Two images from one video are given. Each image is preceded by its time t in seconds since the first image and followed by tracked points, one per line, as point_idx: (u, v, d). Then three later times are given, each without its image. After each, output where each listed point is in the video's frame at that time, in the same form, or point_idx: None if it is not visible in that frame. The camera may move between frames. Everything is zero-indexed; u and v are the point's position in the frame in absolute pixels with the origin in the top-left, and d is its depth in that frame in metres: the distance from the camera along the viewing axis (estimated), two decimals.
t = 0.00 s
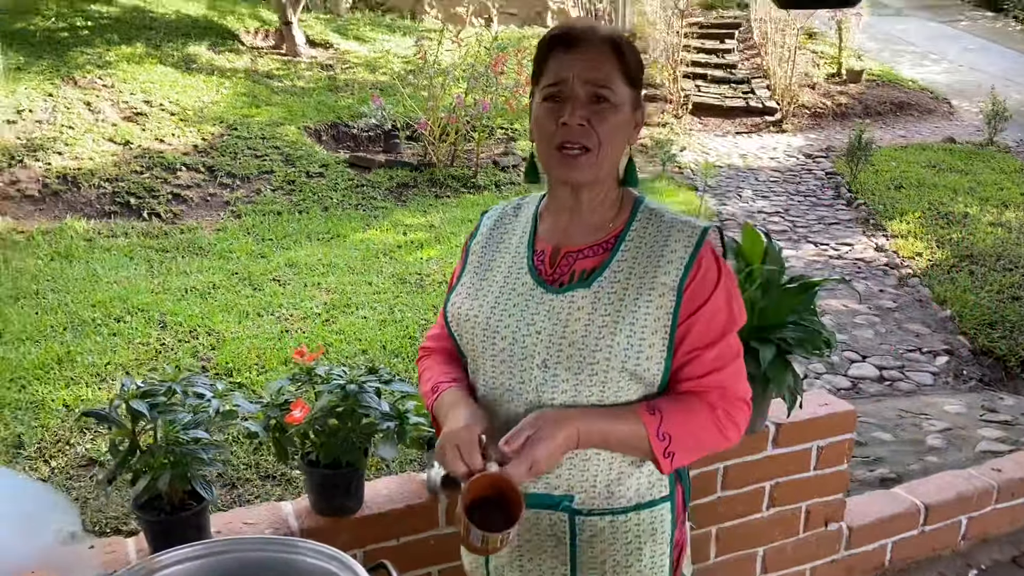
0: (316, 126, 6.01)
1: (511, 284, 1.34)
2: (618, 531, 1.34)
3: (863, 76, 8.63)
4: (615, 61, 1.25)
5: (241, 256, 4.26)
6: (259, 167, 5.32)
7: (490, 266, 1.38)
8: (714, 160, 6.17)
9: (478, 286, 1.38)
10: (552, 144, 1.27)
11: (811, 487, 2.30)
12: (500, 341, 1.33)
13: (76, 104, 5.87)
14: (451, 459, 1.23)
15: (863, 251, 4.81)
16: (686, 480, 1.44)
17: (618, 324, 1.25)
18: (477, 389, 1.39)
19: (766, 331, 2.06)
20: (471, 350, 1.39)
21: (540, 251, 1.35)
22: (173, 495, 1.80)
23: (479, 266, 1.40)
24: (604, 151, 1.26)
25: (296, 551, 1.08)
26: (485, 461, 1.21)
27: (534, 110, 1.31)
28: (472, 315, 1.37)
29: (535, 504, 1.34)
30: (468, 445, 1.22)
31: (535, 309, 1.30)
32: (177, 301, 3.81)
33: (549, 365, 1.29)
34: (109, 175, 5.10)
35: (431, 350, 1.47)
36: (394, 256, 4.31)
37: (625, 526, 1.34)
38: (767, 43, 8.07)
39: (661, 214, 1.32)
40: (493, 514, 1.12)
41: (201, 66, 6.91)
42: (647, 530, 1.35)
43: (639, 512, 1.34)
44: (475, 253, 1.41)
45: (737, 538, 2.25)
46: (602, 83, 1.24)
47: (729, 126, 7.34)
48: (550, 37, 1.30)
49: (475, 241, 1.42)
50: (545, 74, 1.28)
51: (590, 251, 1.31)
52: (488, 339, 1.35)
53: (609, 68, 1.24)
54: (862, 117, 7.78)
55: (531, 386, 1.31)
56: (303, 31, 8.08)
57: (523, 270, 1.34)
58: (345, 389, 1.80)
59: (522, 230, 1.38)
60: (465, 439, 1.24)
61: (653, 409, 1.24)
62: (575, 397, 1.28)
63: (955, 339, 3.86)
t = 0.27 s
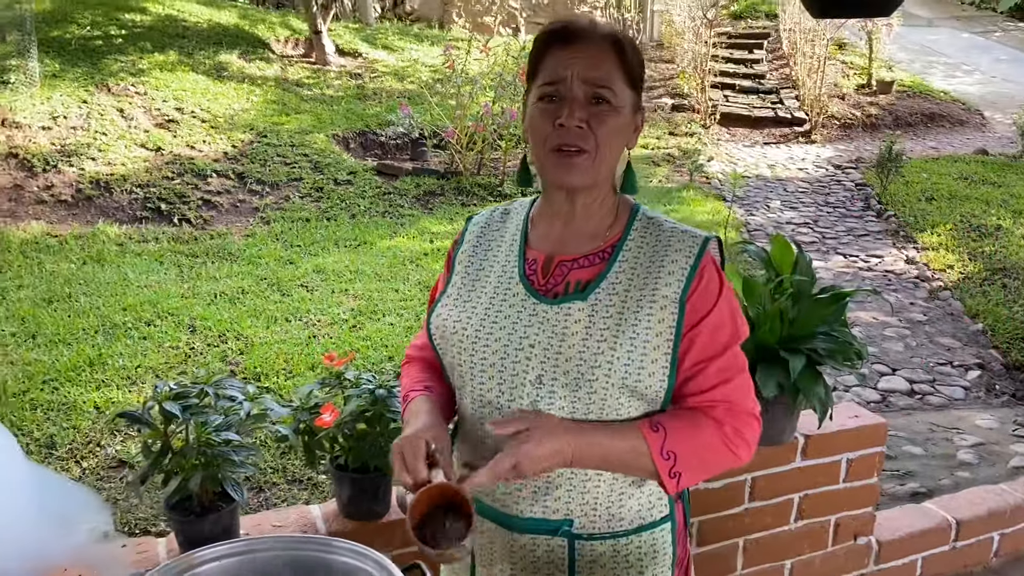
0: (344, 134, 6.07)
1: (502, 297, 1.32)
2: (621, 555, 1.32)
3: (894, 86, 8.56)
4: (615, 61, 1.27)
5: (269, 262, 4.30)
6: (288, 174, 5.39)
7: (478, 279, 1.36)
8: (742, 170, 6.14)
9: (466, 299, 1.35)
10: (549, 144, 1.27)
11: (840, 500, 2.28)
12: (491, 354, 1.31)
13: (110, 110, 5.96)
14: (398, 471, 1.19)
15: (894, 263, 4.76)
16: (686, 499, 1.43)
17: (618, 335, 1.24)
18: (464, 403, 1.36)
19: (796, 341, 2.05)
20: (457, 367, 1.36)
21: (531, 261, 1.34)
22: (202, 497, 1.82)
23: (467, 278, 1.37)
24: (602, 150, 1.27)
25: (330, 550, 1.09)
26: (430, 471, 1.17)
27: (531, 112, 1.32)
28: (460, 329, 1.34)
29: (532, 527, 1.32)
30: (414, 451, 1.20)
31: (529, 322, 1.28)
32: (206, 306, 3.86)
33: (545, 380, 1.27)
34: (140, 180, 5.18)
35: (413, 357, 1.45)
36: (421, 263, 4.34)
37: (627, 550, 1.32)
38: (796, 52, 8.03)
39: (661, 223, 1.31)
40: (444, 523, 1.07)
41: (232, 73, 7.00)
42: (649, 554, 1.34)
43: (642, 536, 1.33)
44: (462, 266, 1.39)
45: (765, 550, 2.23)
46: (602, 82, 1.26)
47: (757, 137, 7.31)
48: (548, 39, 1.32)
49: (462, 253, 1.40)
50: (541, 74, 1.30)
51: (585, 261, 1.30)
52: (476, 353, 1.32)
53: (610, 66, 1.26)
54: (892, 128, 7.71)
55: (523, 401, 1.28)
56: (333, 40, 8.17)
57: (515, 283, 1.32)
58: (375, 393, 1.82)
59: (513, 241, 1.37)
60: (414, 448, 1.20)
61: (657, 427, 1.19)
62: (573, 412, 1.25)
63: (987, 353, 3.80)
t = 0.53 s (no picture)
0: (369, 139, 6.15)
1: (501, 312, 1.29)
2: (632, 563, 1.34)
3: (918, 94, 8.52)
4: (598, 70, 1.28)
5: (295, 265, 4.37)
6: (314, 179, 5.46)
7: (469, 294, 1.32)
8: (765, 177, 6.14)
9: (459, 316, 1.31)
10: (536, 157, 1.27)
11: (861, 507, 2.29)
12: (496, 372, 1.28)
13: (139, 114, 6.07)
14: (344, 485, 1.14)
15: (917, 271, 4.75)
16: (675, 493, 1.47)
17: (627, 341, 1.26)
18: (458, 422, 1.33)
19: (817, 348, 2.06)
20: (450, 386, 1.32)
21: (526, 272, 1.32)
22: (233, 494, 1.87)
23: (454, 296, 1.32)
24: (588, 161, 1.26)
25: (364, 543, 0.93)
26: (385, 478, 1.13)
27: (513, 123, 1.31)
28: (457, 347, 1.30)
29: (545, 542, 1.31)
30: (363, 456, 1.15)
31: (536, 336, 1.28)
32: (234, 308, 3.93)
33: (560, 394, 1.27)
34: (169, 184, 5.27)
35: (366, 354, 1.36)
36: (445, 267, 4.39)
37: (637, 555, 1.34)
38: (820, 59, 8.02)
39: (648, 226, 1.35)
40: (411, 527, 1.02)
41: (259, 79, 7.10)
42: (656, 556, 1.36)
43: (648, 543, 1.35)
44: (444, 281, 1.33)
45: (787, 555, 2.24)
46: (587, 93, 1.27)
47: (781, 143, 7.31)
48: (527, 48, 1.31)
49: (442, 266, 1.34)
50: (522, 84, 1.30)
51: (582, 270, 1.31)
52: (476, 371, 1.29)
53: (594, 77, 1.27)
54: (916, 136, 7.68)
55: (533, 415, 1.28)
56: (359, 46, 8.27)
57: (515, 298, 1.30)
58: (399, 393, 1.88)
59: (498, 252, 1.33)
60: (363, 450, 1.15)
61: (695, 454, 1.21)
62: (589, 424, 1.27)
63: (1011, 362, 3.79)
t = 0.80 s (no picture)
0: (385, 142, 6.20)
1: (490, 305, 1.20)
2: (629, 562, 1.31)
3: (936, 97, 8.49)
4: (574, 74, 1.21)
5: (314, 266, 4.41)
6: (330, 181, 5.51)
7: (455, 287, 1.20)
8: (781, 180, 6.13)
9: (445, 310, 1.19)
10: (514, 164, 1.20)
11: (877, 512, 2.29)
12: (490, 369, 1.19)
13: (158, 116, 6.14)
14: (324, 395, 0.92)
15: (935, 275, 4.73)
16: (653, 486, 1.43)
17: (621, 335, 1.22)
18: (442, 426, 1.21)
19: (836, 351, 2.07)
20: (433, 388, 1.20)
21: (511, 266, 1.24)
22: (255, 491, 1.88)
23: (439, 288, 1.20)
24: (561, 170, 1.22)
25: (392, 535, 0.96)
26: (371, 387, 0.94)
27: (485, 128, 1.23)
28: (446, 346, 1.19)
29: (542, 546, 1.23)
30: (352, 363, 0.93)
31: (532, 332, 1.20)
32: (252, 309, 3.96)
33: (559, 389, 1.20)
34: (188, 185, 5.32)
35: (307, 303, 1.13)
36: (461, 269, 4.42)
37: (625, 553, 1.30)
38: (836, 62, 8.00)
39: (619, 223, 1.32)
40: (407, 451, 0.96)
41: (277, 81, 7.16)
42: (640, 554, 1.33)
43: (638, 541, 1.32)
44: (425, 274, 1.20)
45: (804, 559, 2.25)
46: (563, 98, 1.20)
47: (797, 147, 7.30)
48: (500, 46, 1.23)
49: (421, 255, 1.21)
50: (496, 84, 1.22)
51: (566, 266, 1.25)
52: (468, 370, 1.19)
53: (572, 80, 1.21)
54: (934, 140, 7.65)
55: (529, 412, 1.19)
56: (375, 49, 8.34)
57: (506, 293, 1.21)
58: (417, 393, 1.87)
59: (478, 244, 1.22)
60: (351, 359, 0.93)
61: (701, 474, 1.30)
62: (588, 419, 1.21)
63: None
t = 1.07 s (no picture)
0: (399, 142, 6.21)
1: (501, 298, 1.18)
2: (626, 553, 1.35)
3: (953, 99, 8.43)
4: (576, 85, 1.18)
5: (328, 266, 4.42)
6: (344, 180, 5.52)
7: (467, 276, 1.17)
8: (796, 181, 6.10)
9: (459, 300, 1.16)
10: (509, 172, 1.16)
11: (894, 513, 2.27)
12: (504, 362, 1.17)
13: (174, 115, 6.17)
14: (325, 315, 0.85)
15: (951, 277, 4.70)
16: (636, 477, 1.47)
17: (627, 331, 1.24)
18: (450, 420, 1.19)
19: (853, 351, 2.06)
20: (442, 381, 1.17)
21: (520, 260, 1.23)
22: (271, 487, 1.89)
23: (451, 278, 1.16)
24: (558, 183, 1.18)
25: (412, 527, 0.96)
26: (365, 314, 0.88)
27: (484, 130, 1.19)
28: (460, 337, 1.16)
29: (545, 540, 1.25)
30: (359, 285, 0.86)
31: (544, 327, 1.19)
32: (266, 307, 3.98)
33: (570, 383, 1.21)
34: (203, 184, 5.34)
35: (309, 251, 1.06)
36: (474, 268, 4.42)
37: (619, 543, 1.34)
38: (852, 63, 7.95)
39: (610, 223, 1.35)
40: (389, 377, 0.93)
41: (291, 81, 7.19)
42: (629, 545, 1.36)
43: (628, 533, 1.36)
44: (436, 258, 1.16)
45: (821, 558, 2.23)
46: (564, 109, 1.16)
47: (812, 148, 7.26)
48: (503, 49, 1.19)
49: (432, 239, 1.16)
50: (498, 87, 1.18)
51: (570, 263, 1.26)
52: (481, 363, 1.16)
53: (575, 92, 1.17)
54: (950, 141, 7.60)
55: (540, 406, 1.19)
56: (389, 49, 8.36)
57: (517, 287, 1.19)
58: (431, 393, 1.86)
59: (484, 234, 1.20)
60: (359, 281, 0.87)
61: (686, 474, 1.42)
62: (597, 413, 1.23)
63: None
